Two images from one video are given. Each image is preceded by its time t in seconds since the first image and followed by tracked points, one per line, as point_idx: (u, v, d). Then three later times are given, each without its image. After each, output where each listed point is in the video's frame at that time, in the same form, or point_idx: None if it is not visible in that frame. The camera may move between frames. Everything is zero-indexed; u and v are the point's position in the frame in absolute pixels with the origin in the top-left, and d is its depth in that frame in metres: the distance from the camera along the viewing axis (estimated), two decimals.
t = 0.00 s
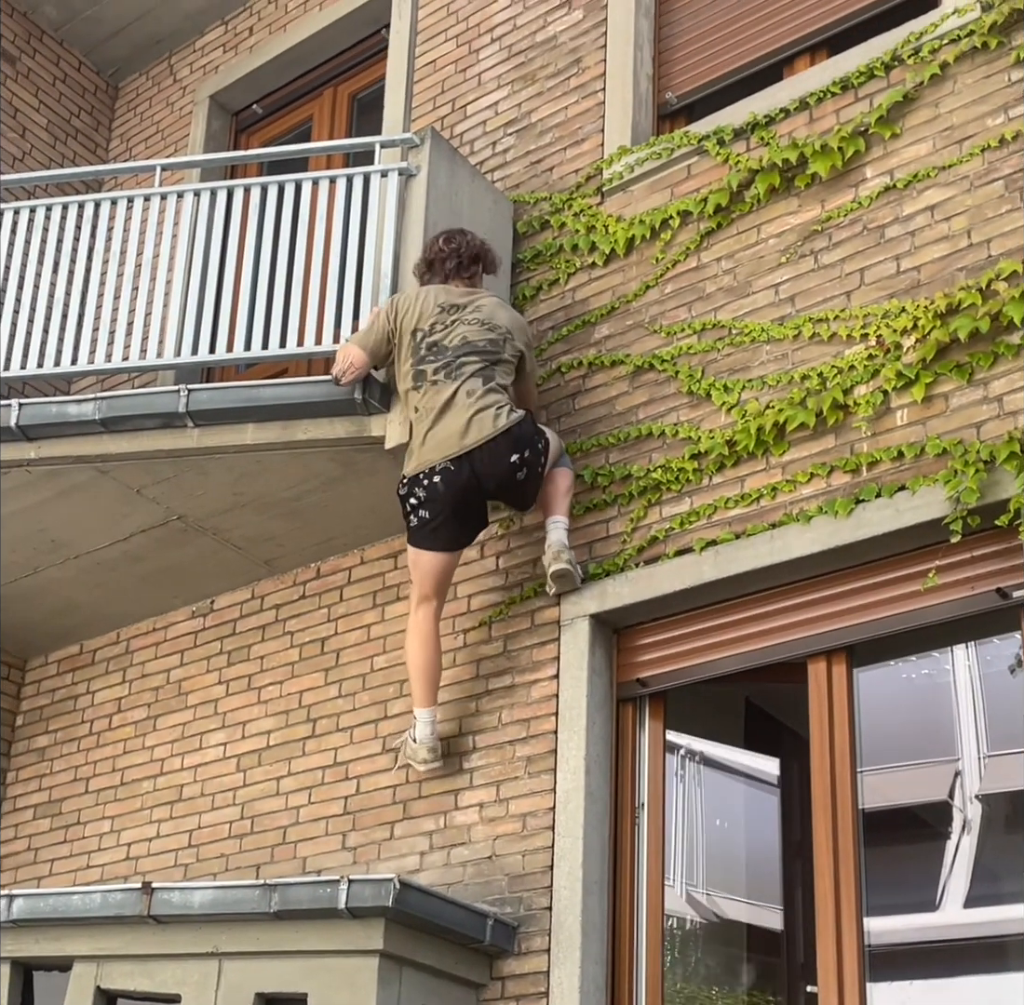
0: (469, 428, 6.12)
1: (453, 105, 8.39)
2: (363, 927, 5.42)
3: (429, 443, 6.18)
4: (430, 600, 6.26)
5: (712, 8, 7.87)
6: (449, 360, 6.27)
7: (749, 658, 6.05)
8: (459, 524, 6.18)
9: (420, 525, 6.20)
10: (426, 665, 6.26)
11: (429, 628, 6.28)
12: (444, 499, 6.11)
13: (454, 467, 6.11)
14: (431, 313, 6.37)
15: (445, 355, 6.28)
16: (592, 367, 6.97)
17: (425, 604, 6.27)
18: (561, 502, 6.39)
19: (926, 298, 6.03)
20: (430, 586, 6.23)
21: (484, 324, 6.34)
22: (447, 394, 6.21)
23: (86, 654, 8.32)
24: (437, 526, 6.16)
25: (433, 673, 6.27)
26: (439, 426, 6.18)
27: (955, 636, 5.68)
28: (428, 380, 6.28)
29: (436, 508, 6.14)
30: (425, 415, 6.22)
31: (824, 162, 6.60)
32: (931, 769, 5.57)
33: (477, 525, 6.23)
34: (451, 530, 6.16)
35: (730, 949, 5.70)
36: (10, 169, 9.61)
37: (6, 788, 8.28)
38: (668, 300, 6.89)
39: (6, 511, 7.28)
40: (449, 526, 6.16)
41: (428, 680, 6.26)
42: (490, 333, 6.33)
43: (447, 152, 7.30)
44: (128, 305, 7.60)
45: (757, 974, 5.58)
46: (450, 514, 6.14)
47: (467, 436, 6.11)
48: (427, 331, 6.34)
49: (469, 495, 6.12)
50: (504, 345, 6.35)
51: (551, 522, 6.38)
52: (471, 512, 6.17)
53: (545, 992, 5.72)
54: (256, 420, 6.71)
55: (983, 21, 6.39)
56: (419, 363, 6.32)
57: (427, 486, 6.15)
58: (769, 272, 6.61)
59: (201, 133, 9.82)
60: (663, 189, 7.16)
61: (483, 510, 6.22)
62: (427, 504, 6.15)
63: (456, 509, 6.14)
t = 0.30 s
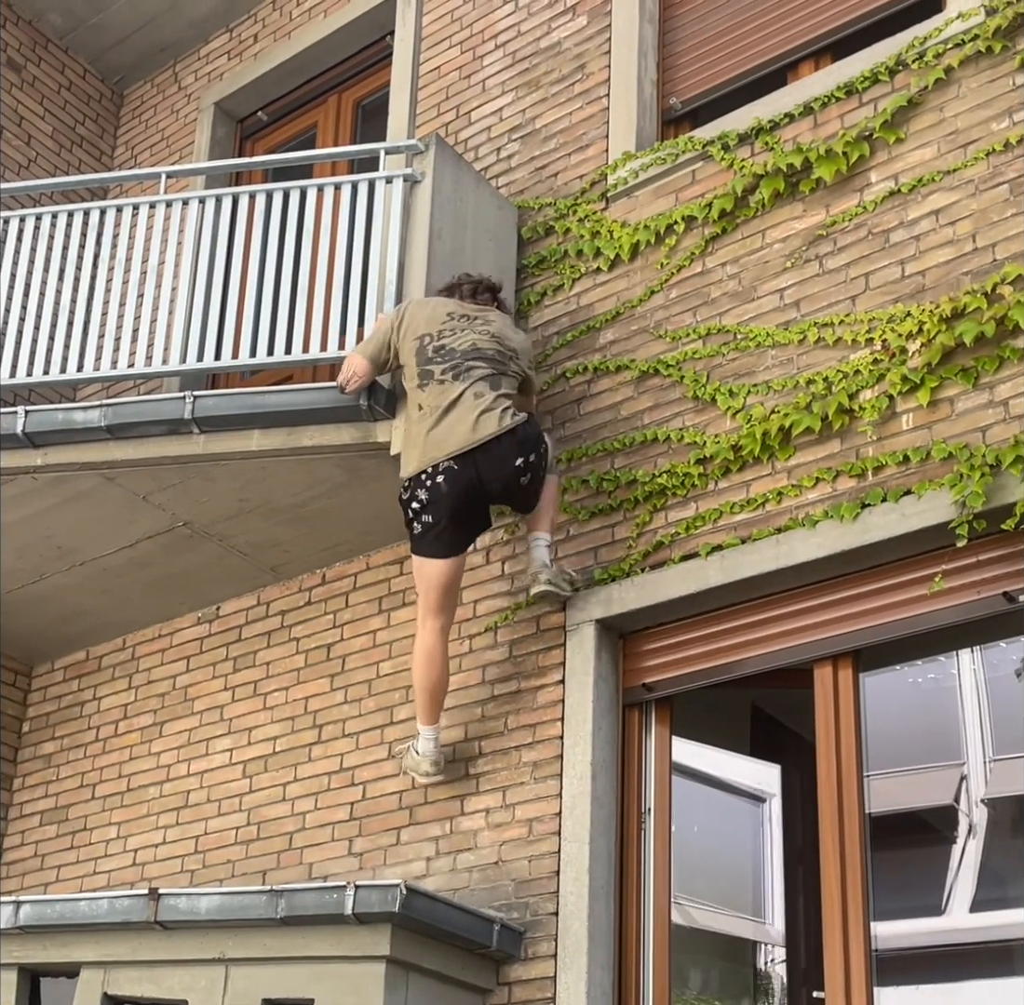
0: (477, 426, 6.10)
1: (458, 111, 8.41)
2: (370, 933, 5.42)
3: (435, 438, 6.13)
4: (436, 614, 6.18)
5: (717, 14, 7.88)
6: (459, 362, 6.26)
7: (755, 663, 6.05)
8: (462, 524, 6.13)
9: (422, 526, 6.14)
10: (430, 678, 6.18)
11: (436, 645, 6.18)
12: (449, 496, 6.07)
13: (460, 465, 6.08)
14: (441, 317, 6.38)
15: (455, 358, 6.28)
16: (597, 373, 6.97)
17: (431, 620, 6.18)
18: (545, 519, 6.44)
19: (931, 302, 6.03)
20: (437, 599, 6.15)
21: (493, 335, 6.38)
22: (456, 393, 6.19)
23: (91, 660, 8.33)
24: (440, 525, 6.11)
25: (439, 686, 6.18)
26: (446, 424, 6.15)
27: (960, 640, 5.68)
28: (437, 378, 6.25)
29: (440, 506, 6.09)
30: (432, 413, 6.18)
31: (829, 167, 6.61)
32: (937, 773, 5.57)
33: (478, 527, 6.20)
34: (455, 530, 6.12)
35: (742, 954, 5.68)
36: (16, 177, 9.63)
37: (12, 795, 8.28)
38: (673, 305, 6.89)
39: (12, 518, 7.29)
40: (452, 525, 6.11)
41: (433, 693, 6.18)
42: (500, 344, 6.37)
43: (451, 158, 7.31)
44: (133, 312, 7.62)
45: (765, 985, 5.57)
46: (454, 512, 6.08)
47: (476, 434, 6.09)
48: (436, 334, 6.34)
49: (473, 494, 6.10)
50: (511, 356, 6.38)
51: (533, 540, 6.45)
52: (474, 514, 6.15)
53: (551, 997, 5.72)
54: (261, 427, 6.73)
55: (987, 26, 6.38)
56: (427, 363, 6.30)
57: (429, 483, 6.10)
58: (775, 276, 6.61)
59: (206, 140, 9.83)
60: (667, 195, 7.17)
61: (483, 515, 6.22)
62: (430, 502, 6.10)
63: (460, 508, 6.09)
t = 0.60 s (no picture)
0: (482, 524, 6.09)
1: (461, 103, 8.39)
2: (375, 925, 5.41)
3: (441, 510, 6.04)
4: (408, 691, 5.86)
5: (720, 5, 7.85)
6: (481, 448, 6.17)
7: (760, 655, 6.03)
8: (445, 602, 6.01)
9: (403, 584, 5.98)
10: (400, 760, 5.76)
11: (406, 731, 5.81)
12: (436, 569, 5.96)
13: (458, 537, 6.02)
14: (475, 385, 6.23)
15: (478, 438, 6.18)
16: (601, 365, 6.96)
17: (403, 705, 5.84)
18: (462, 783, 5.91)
19: (936, 294, 6.01)
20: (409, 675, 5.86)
21: (518, 419, 6.29)
22: (470, 478, 6.13)
23: (95, 653, 8.33)
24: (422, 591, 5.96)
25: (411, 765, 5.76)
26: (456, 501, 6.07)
27: (964, 633, 5.66)
28: (456, 450, 6.14)
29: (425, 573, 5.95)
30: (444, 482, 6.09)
31: (833, 158, 6.59)
32: (939, 767, 5.56)
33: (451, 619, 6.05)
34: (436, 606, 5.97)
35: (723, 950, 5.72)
36: (19, 169, 9.62)
37: (16, 788, 8.29)
38: (677, 297, 6.87)
39: (16, 511, 7.29)
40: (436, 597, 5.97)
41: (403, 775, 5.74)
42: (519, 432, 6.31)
43: (455, 150, 7.30)
44: (137, 304, 7.61)
45: (743, 981, 5.62)
46: (442, 586, 5.99)
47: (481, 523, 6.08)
48: (466, 399, 6.20)
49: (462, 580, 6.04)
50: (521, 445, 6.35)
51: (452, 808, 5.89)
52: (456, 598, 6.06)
53: (556, 990, 5.71)
54: (265, 419, 6.72)
55: (992, 16, 6.35)
56: (450, 428, 6.17)
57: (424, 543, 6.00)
58: (779, 268, 6.59)
59: (209, 133, 9.82)
60: (672, 186, 7.15)
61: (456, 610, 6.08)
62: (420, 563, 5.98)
63: (446, 583, 6.00)
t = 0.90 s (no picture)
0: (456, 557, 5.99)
1: (460, 82, 8.34)
2: (375, 908, 5.41)
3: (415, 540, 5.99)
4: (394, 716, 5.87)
5: None
6: (468, 483, 6.07)
7: (760, 639, 6.02)
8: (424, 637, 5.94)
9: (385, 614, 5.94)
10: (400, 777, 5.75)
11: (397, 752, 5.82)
12: (419, 595, 5.93)
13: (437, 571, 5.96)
14: (468, 416, 6.12)
15: (465, 473, 6.07)
16: (601, 346, 6.93)
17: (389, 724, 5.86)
18: (450, 786, 5.84)
19: (937, 275, 5.98)
20: (395, 697, 5.88)
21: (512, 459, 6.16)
22: (450, 512, 6.05)
23: (93, 636, 8.32)
24: (404, 624, 5.92)
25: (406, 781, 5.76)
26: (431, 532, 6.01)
27: (963, 616, 5.66)
28: (440, 483, 6.06)
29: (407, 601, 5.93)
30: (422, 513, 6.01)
31: (834, 138, 6.55)
32: (936, 752, 5.54)
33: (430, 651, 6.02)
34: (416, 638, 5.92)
35: (715, 933, 5.73)
36: (15, 149, 9.58)
37: (15, 770, 8.28)
38: (676, 278, 6.84)
39: (14, 493, 7.27)
40: (415, 631, 5.92)
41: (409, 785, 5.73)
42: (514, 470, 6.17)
43: (454, 129, 7.26)
44: (134, 285, 7.57)
45: (732, 964, 5.64)
46: (423, 621, 5.92)
47: (461, 564, 5.99)
48: (456, 430, 6.10)
49: (441, 619, 5.97)
50: (517, 485, 6.19)
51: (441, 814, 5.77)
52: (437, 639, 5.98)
53: (555, 972, 5.71)
54: (263, 401, 6.69)
55: None
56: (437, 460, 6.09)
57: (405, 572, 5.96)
58: (780, 249, 6.56)
59: (206, 112, 9.76)
60: (672, 166, 7.11)
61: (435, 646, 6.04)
62: (402, 595, 5.94)
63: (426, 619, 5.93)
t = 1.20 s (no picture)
0: (427, 540, 6.03)
1: (454, 59, 8.31)
2: (368, 888, 5.42)
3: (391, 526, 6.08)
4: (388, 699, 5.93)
5: None
6: (448, 467, 6.10)
7: (753, 620, 6.03)
8: (406, 620, 6.00)
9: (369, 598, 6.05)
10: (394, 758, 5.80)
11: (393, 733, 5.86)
12: (398, 577, 6.00)
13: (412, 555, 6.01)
14: (452, 402, 6.18)
15: (444, 459, 6.12)
16: (595, 325, 6.93)
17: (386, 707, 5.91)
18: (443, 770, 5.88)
19: (932, 256, 5.97)
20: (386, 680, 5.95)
21: (493, 442, 6.13)
22: (428, 497, 6.09)
23: (86, 615, 8.32)
24: (385, 605, 6.01)
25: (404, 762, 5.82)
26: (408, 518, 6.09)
27: (956, 598, 5.68)
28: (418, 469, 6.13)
29: (387, 583, 6.02)
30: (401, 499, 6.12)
31: (830, 117, 6.54)
32: (929, 733, 5.56)
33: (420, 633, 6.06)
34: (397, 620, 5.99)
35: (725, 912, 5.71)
36: (7, 126, 9.53)
37: (9, 749, 8.28)
38: (671, 258, 6.83)
39: (7, 472, 7.26)
40: (394, 613, 5.99)
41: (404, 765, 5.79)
42: (498, 453, 6.13)
43: (449, 107, 7.22)
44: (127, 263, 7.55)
45: (741, 944, 5.62)
46: (402, 603, 5.99)
47: (434, 547, 6.02)
48: (438, 416, 6.17)
49: (421, 600, 6.02)
50: (502, 468, 6.14)
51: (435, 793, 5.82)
52: (421, 621, 6.03)
53: (548, 952, 5.72)
54: (257, 380, 6.68)
55: None
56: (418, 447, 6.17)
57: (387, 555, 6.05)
58: (774, 229, 6.55)
59: (199, 88, 9.72)
60: (666, 145, 7.09)
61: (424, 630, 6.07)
62: (383, 577, 6.03)
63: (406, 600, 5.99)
